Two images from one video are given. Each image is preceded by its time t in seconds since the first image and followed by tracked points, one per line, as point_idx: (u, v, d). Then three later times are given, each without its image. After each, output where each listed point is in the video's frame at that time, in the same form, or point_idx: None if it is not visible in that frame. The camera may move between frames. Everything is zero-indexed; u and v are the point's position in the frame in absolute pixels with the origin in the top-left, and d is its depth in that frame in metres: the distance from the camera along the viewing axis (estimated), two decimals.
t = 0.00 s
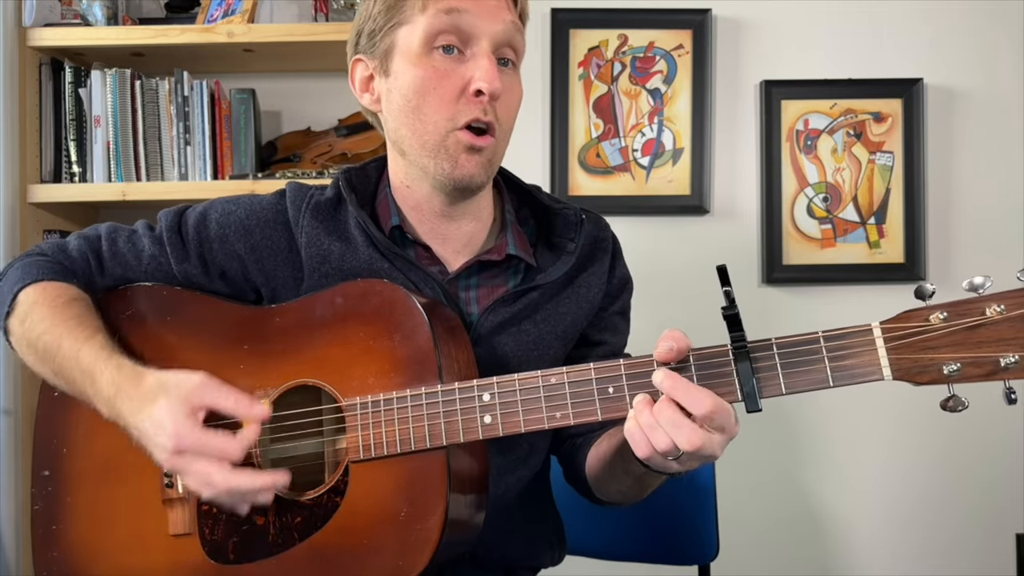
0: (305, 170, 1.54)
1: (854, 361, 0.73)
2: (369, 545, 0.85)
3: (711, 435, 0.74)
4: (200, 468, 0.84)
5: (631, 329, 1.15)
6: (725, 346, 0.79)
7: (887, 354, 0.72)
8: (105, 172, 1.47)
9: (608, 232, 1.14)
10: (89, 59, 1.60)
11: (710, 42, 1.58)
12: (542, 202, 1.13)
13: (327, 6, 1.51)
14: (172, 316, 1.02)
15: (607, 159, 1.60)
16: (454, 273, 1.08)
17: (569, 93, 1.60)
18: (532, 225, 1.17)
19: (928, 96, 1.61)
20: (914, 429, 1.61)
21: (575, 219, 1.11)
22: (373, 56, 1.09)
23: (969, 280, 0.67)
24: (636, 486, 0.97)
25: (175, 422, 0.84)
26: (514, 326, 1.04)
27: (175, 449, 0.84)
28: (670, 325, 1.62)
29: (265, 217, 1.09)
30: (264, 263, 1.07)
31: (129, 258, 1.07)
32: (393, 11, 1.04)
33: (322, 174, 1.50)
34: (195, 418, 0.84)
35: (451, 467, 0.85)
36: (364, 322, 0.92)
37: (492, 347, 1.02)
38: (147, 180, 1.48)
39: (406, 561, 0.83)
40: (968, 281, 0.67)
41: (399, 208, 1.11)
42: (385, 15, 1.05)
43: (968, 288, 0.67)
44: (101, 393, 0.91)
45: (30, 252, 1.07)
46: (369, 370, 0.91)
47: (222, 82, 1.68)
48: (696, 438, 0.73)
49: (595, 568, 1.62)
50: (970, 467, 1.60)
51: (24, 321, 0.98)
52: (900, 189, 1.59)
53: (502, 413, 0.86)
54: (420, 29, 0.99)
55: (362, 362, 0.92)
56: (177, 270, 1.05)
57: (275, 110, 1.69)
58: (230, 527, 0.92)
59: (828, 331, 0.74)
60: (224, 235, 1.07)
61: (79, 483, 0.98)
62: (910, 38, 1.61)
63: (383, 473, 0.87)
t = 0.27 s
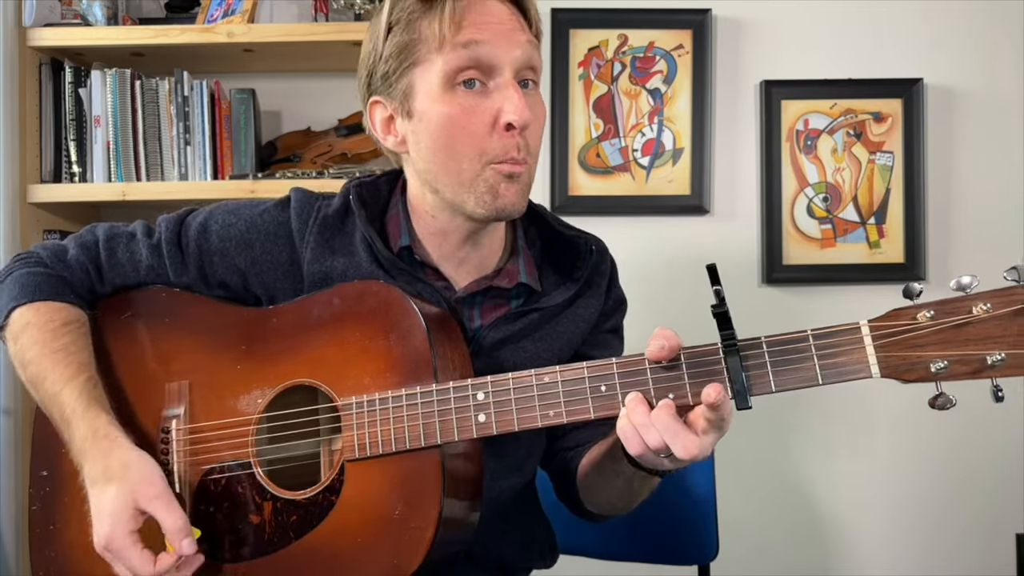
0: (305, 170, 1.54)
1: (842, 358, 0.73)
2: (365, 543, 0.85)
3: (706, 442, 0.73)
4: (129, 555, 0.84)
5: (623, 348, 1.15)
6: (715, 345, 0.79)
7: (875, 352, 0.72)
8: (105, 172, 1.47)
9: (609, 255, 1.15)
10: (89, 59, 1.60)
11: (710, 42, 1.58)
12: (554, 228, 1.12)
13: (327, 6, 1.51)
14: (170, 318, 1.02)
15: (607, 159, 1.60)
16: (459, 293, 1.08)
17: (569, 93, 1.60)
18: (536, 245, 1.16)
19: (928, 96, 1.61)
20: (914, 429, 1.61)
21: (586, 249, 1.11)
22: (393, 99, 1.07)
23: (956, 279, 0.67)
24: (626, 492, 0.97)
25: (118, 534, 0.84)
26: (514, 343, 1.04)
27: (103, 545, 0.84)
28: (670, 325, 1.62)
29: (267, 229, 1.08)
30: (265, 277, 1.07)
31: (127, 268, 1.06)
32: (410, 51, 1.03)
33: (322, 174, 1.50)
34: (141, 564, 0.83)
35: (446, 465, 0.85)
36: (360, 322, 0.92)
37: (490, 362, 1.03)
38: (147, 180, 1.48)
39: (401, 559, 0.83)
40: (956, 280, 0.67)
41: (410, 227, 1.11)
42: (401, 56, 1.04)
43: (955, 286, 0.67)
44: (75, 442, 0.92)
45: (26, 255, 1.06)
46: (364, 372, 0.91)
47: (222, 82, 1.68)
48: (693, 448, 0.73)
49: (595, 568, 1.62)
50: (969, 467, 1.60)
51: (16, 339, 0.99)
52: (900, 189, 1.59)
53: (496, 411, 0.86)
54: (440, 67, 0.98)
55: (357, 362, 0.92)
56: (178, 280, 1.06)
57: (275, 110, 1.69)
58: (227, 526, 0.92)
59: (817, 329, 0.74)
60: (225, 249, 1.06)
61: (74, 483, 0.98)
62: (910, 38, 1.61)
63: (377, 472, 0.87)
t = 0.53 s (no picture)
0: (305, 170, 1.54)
1: (826, 354, 0.77)
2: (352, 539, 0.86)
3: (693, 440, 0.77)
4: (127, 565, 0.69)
5: (620, 340, 1.15)
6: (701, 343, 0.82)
7: (857, 348, 0.77)
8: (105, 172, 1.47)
9: (603, 245, 1.15)
10: (89, 59, 1.60)
11: (710, 42, 1.58)
12: (547, 220, 1.13)
13: (327, 6, 1.51)
14: (135, 312, 0.97)
15: (607, 159, 1.60)
16: (456, 282, 1.08)
17: (569, 93, 1.60)
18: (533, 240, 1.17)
19: (928, 95, 1.60)
20: (913, 429, 1.61)
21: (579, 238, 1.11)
22: (377, 89, 1.10)
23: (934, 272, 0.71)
24: (618, 481, 1.00)
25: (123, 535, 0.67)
26: (511, 336, 1.04)
27: (111, 540, 0.67)
28: (669, 326, 1.62)
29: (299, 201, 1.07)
30: (295, 247, 1.05)
31: (154, 214, 0.97)
32: (392, 40, 1.05)
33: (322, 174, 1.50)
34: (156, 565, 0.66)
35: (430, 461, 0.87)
36: (338, 318, 0.93)
37: (488, 356, 1.02)
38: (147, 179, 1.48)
39: (390, 553, 0.85)
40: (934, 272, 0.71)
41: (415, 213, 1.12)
42: (384, 45, 1.07)
43: (934, 278, 0.71)
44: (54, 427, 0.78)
45: None
46: (343, 366, 0.92)
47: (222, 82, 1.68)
48: (683, 447, 0.76)
49: (595, 569, 1.62)
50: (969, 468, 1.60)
51: None
52: (899, 189, 1.59)
53: (481, 409, 0.87)
54: (419, 54, 1.01)
55: (337, 356, 0.92)
56: (210, 236, 1.00)
57: (275, 110, 1.69)
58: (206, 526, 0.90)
59: (801, 326, 0.78)
60: (264, 211, 1.04)
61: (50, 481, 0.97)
62: (909, 37, 1.61)
63: (359, 470, 0.88)
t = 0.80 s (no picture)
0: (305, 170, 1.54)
1: (810, 329, 0.82)
2: (346, 530, 0.89)
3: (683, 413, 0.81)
4: (317, 356, 0.37)
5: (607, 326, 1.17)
6: (686, 322, 0.86)
7: (838, 323, 0.82)
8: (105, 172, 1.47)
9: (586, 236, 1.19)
10: (89, 59, 1.60)
11: (710, 42, 1.58)
12: (534, 209, 1.14)
13: (327, 6, 1.51)
14: (141, 316, 0.96)
15: (607, 159, 1.60)
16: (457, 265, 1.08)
17: (569, 93, 1.60)
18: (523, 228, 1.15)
19: (928, 95, 1.61)
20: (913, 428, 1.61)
21: (564, 222, 1.13)
22: (371, 78, 1.10)
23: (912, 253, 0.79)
24: (613, 470, 1.01)
25: (307, 250, 0.35)
26: (508, 321, 1.05)
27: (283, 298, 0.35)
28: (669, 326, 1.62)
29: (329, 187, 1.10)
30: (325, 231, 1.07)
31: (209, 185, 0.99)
32: (384, 29, 1.06)
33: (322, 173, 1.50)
34: (356, 218, 0.34)
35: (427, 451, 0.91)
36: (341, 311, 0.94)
37: (489, 340, 1.02)
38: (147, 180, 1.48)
39: (386, 543, 0.88)
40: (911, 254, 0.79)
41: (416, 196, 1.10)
42: (376, 34, 1.07)
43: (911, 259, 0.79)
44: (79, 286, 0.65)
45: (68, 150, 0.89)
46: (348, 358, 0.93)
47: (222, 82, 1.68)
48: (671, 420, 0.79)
49: (595, 569, 1.62)
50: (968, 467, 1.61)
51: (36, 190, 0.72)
52: (899, 189, 1.59)
53: (476, 395, 0.89)
54: (407, 36, 1.02)
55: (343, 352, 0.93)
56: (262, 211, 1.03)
57: (275, 109, 1.69)
58: (204, 523, 0.92)
59: (784, 304, 0.83)
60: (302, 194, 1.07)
61: (46, 483, 0.97)
62: (909, 37, 1.61)
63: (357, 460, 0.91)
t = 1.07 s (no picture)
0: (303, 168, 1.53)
1: (817, 334, 0.84)
2: (351, 527, 0.89)
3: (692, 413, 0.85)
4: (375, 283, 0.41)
5: (606, 327, 1.16)
6: (695, 326, 0.88)
7: (844, 327, 0.84)
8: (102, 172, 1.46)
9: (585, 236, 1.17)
10: (86, 57, 1.59)
11: (710, 40, 1.57)
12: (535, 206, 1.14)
13: (325, 4, 1.49)
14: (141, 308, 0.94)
15: (607, 158, 1.59)
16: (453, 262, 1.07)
17: (570, 91, 1.58)
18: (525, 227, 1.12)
19: (931, 94, 1.59)
20: (917, 431, 1.59)
21: (563, 218, 1.10)
22: (366, 82, 1.08)
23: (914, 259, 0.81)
24: (614, 469, 1.02)
25: (379, 213, 0.39)
26: (506, 316, 1.04)
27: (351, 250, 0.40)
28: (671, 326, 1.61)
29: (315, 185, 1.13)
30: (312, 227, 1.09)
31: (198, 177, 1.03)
32: (380, 40, 1.03)
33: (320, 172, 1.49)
34: (431, 205, 0.37)
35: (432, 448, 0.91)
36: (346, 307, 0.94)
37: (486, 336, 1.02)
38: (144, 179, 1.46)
39: (396, 537, 0.89)
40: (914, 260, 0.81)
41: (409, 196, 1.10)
42: (373, 42, 1.05)
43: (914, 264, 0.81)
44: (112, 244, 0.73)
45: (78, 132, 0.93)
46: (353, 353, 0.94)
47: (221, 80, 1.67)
48: (684, 421, 0.85)
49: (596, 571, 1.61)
50: (973, 470, 1.59)
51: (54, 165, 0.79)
52: (903, 188, 1.58)
53: (484, 395, 0.90)
54: (404, 59, 1.00)
55: (345, 352, 0.93)
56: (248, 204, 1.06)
57: (274, 108, 1.68)
58: (207, 518, 0.90)
59: (792, 308, 0.85)
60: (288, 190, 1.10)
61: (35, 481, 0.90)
62: (911, 36, 1.60)
63: (362, 458, 0.90)
